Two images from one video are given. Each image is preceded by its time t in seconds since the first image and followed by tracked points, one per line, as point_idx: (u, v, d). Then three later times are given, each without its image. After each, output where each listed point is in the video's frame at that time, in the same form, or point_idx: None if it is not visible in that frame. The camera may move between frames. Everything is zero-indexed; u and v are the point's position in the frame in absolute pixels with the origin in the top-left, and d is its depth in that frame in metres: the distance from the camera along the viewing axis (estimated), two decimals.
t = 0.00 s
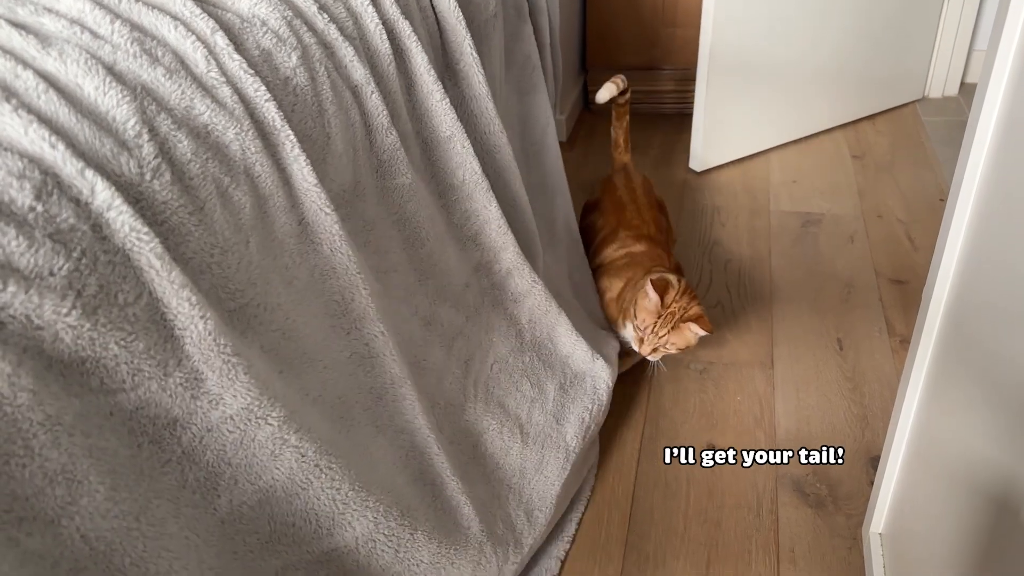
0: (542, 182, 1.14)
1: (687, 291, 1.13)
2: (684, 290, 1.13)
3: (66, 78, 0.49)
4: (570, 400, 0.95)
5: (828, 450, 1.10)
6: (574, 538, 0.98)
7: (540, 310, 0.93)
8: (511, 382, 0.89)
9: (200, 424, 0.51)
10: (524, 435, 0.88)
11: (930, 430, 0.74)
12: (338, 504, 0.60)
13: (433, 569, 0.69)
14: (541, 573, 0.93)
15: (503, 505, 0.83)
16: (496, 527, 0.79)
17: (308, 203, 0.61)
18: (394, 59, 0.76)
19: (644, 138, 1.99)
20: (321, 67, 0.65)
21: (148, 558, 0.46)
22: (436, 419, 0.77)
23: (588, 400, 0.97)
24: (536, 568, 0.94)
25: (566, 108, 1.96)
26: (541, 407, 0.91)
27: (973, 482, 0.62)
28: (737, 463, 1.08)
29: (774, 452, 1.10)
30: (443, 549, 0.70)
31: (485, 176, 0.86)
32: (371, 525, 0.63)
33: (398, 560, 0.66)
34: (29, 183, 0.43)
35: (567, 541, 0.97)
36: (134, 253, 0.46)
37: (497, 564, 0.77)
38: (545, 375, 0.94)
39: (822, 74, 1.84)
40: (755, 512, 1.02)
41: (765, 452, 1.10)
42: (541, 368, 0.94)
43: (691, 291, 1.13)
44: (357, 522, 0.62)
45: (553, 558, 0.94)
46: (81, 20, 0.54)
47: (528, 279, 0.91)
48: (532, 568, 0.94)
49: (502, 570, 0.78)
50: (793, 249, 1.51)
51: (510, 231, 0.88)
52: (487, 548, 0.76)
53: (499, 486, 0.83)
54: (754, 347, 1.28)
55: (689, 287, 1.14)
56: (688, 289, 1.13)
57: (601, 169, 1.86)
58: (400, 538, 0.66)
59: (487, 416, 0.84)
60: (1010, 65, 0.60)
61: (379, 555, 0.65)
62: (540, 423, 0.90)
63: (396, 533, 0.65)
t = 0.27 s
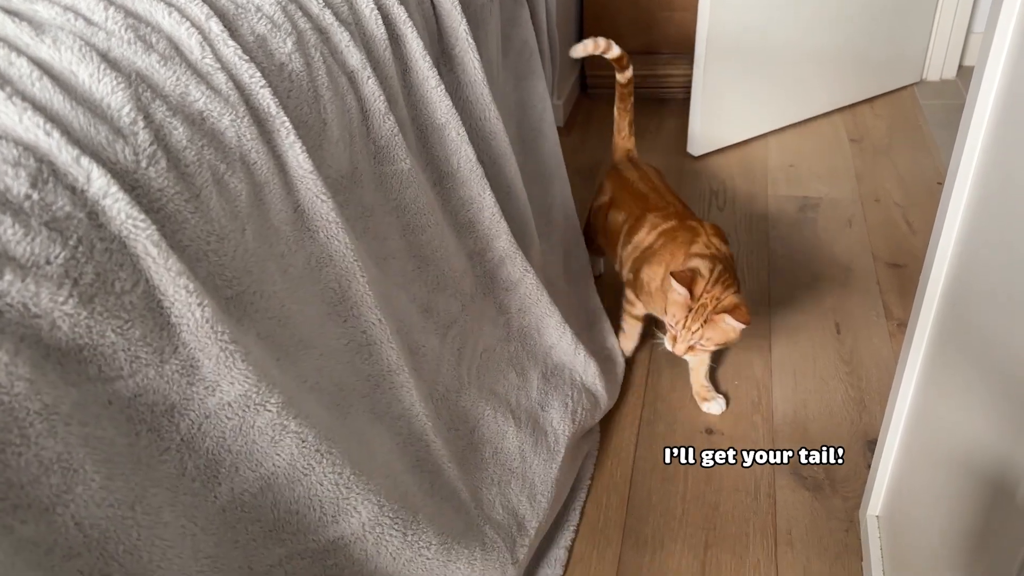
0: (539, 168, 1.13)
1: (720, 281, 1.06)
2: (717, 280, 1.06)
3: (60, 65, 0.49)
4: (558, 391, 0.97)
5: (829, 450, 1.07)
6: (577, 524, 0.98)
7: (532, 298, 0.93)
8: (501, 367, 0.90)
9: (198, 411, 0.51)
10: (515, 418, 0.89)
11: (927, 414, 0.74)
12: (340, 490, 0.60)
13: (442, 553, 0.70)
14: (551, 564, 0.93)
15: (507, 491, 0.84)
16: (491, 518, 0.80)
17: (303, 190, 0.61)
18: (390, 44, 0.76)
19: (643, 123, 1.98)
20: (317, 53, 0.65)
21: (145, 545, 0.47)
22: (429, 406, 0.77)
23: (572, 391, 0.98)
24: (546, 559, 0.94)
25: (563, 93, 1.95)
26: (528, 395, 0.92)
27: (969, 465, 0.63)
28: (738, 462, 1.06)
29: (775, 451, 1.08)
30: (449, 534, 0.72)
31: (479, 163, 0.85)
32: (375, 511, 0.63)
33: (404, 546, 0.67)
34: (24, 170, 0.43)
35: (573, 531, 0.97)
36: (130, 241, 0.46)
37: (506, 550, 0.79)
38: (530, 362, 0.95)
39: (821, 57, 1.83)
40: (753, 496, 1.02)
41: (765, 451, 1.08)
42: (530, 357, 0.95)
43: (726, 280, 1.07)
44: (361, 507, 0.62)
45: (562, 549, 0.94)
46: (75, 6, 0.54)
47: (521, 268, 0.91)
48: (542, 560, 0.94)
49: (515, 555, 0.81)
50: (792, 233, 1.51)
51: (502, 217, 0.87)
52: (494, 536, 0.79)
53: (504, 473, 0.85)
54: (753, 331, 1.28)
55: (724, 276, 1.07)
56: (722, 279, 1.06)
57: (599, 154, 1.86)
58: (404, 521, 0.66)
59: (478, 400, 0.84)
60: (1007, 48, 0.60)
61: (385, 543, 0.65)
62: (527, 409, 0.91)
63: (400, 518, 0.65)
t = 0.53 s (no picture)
0: (535, 145, 1.11)
1: (697, 316, 1.00)
2: (694, 315, 1.00)
3: (49, 43, 0.48)
4: (555, 375, 0.98)
5: (829, 450, 1.05)
6: (580, 501, 0.99)
7: (527, 276, 0.93)
8: (502, 345, 0.90)
9: (197, 391, 0.50)
10: (516, 398, 0.89)
11: (924, 389, 0.74)
12: (340, 470, 0.60)
13: (443, 530, 0.71)
14: (553, 541, 0.94)
15: (510, 469, 0.85)
16: (490, 494, 0.81)
17: (299, 168, 0.60)
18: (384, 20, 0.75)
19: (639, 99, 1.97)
20: (310, 29, 0.64)
21: (147, 526, 0.47)
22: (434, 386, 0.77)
23: (565, 371, 0.99)
24: (549, 536, 0.94)
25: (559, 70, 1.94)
26: (526, 372, 0.92)
27: (966, 441, 0.63)
28: (738, 463, 1.04)
29: (774, 451, 1.05)
30: (450, 511, 0.72)
31: (473, 140, 0.85)
32: (376, 489, 0.63)
33: (406, 523, 0.67)
34: (15, 151, 0.42)
35: (575, 509, 0.98)
36: (124, 221, 0.46)
37: (508, 526, 0.81)
38: (527, 342, 0.95)
39: (819, 32, 1.82)
40: (750, 471, 1.03)
41: (765, 451, 1.05)
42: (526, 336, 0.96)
43: (705, 315, 1.00)
44: (361, 484, 0.62)
45: (564, 526, 0.95)
46: None
47: (514, 248, 0.90)
48: (544, 536, 0.95)
49: (517, 531, 0.83)
50: (789, 209, 1.50)
51: (495, 195, 0.87)
52: (495, 510, 0.80)
53: (506, 450, 0.86)
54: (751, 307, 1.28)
55: (704, 310, 1.01)
56: (699, 315, 1.00)
57: (595, 131, 1.85)
58: (404, 499, 0.66)
59: (477, 376, 0.84)
60: (1006, 21, 0.60)
61: (387, 520, 0.65)
62: (528, 386, 0.92)
63: (401, 496, 0.66)
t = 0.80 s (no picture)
0: (533, 121, 1.11)
1: (658, 307, 0.85)
2: (655, 306, 0.86)
3: (44, 19, 0.48)
4: (562, 352, 0.98)
5: (828, 450, 1.02)
6: (587, 476, 1.01)
7: (530, 250, 0.93)
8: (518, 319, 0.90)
9: (206, 367, 0.51)
10: (534, 377, 0.90)
11: (922, 363, 0.75)
12: (350, 444, 0.60)
13: (451, 503, 0.72)
14: (561, 516, 0.95)
15: (524, 442, 0.86)
16: (500, 464, 0.82)
17: (298, 144, 0.60)
18: None
19: (637, 76, 1.96)
20: (305, 3, 0.64)
21: (154, 500, 0.47)
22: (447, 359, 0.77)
23: (573, 345, 1.00)
24: (557, 512, 0.96)
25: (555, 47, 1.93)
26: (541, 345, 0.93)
27: (962, 413, 0.63)
28: (737, 463, 1.01)
29: (774, 451, 1.02)
30: (460, 484, 0.73)
31: (472, 115, 0.84)
32: (386, 464, 0.64)
33: (414, 497, 0.68)
34: (12, 128, 0.42)
35: (583, 484, 0.99)
36: (124, 197, 0.46)
37: (517, 499, 0.82)
38: (538, 319, 0.96)
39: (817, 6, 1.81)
40: (748, 445, 1.04)
41: (765, 451, 1.02)
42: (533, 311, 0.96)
43: (669, 307, 0.85)
44: (371, 459, 0.62)
45: (572, 502, 0.96)
46: None
47: (516, 224, 0.90)
48: (553, 511, 0.96)
49: (524, 503, 0.84)
50: (788, 184, 1.50)
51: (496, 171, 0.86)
52: (503, 481, 0.81)
53: (519, 424, 0.86)
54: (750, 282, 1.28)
55: (669, 301, 0.86)
56: (662, 305, 0.86)
57: (593, 108, 1.84)
58: (415, 473, 0.67)
59: (498, 354, 0.83)
60: None
61: (395, 493, 0.66)
62: (541, 360, 0.93)
63: (412, 469, 0.66)
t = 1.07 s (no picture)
0: (535, 100, 1.10)
1: (644, 329, 0.83)
2: (646, 329, 0.83)
3: None
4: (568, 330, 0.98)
5: (828, 449, 1.00)
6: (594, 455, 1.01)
7: (537, 231, 0.94)
8: (524, 299, 0.91)
9: (213, 346, 0.50)
10: (538, 356, 0.90)
11: (924, 340, 0.75)
12: (356, 422, 0.60)
13: (456, 481, 0.72)
14: (567, 495, 0.96)
15: (523, 422, 0.86)
16: (501, 440, 0.82)
17: (301, 122, 0.59)
18: None
19: (635, 55, 1.96)
20: None
21: (166, 479, 0.47)
22: (451, 342, 0.77)
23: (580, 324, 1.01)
24: (561, 491, 0.96)
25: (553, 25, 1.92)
26: (547, 324, 0.94)
27: (965, 391, 0.63)
28: (738, 463, 0.99)
29: (774, 450, 1.00)
30: (463, 461, 0.73)
31: (476, 92, 0.83)
32: (392, 442, 0.64)
33: (420, 474, 0.68)
34: (16, 106, 0.41)
35: (590, 462, 1.00)
36: (128, 175, 0.45)
37: (520, 477, 0.83)
38: (544, 298, 0.96)
39: None
40: (749, 423, 1.04)
41: (765, 451, 1.00)
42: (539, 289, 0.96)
43: (659, 330, 0.83)
44: (377, 438, 0.62)
45: (578, 481, 0.97)
46: None
47: (524, 200, 0.91)
48: (558, 490, 0.97)
49: (527, 481, 0.84)
50: (787, 163, 1.50)
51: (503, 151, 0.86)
52: (506, 459, 0.81)
53: (519, 403, 0.86)
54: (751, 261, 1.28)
55: (658, 323, 0.84)
56: (651, 328, 0.83)
57: (591, 87, 1.83)
58: (421, 450, 0.67)
59: (507, 335, 0.83)
60: None
61: (402, 470, 0.66)
62: (547, 339, 0.94)
63: (417, 447, 0.66)
